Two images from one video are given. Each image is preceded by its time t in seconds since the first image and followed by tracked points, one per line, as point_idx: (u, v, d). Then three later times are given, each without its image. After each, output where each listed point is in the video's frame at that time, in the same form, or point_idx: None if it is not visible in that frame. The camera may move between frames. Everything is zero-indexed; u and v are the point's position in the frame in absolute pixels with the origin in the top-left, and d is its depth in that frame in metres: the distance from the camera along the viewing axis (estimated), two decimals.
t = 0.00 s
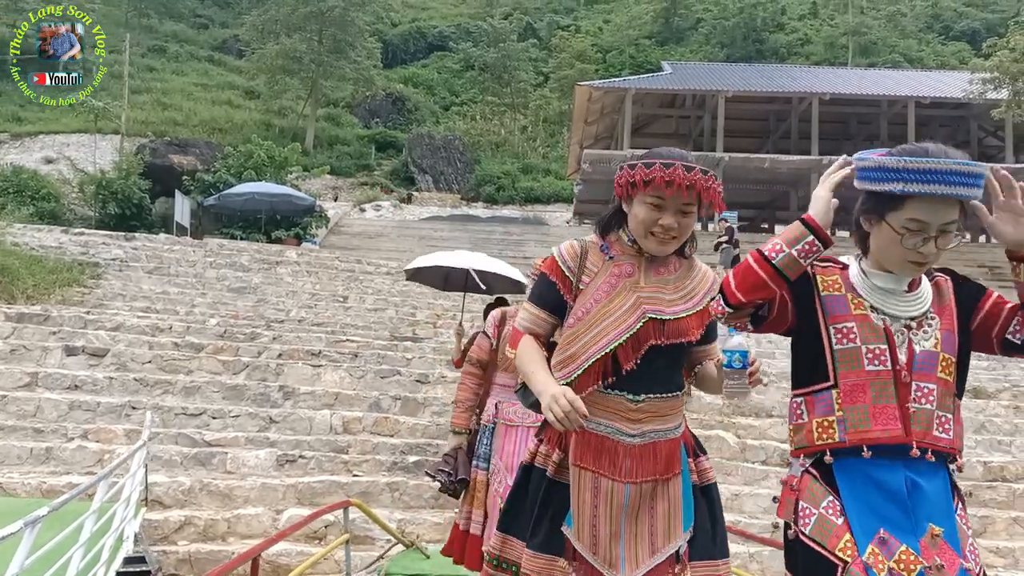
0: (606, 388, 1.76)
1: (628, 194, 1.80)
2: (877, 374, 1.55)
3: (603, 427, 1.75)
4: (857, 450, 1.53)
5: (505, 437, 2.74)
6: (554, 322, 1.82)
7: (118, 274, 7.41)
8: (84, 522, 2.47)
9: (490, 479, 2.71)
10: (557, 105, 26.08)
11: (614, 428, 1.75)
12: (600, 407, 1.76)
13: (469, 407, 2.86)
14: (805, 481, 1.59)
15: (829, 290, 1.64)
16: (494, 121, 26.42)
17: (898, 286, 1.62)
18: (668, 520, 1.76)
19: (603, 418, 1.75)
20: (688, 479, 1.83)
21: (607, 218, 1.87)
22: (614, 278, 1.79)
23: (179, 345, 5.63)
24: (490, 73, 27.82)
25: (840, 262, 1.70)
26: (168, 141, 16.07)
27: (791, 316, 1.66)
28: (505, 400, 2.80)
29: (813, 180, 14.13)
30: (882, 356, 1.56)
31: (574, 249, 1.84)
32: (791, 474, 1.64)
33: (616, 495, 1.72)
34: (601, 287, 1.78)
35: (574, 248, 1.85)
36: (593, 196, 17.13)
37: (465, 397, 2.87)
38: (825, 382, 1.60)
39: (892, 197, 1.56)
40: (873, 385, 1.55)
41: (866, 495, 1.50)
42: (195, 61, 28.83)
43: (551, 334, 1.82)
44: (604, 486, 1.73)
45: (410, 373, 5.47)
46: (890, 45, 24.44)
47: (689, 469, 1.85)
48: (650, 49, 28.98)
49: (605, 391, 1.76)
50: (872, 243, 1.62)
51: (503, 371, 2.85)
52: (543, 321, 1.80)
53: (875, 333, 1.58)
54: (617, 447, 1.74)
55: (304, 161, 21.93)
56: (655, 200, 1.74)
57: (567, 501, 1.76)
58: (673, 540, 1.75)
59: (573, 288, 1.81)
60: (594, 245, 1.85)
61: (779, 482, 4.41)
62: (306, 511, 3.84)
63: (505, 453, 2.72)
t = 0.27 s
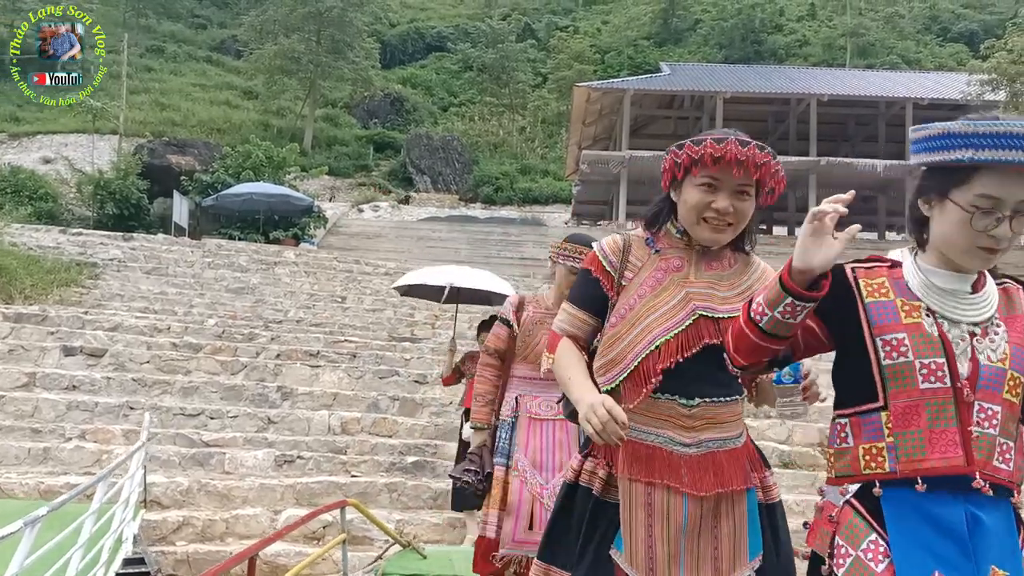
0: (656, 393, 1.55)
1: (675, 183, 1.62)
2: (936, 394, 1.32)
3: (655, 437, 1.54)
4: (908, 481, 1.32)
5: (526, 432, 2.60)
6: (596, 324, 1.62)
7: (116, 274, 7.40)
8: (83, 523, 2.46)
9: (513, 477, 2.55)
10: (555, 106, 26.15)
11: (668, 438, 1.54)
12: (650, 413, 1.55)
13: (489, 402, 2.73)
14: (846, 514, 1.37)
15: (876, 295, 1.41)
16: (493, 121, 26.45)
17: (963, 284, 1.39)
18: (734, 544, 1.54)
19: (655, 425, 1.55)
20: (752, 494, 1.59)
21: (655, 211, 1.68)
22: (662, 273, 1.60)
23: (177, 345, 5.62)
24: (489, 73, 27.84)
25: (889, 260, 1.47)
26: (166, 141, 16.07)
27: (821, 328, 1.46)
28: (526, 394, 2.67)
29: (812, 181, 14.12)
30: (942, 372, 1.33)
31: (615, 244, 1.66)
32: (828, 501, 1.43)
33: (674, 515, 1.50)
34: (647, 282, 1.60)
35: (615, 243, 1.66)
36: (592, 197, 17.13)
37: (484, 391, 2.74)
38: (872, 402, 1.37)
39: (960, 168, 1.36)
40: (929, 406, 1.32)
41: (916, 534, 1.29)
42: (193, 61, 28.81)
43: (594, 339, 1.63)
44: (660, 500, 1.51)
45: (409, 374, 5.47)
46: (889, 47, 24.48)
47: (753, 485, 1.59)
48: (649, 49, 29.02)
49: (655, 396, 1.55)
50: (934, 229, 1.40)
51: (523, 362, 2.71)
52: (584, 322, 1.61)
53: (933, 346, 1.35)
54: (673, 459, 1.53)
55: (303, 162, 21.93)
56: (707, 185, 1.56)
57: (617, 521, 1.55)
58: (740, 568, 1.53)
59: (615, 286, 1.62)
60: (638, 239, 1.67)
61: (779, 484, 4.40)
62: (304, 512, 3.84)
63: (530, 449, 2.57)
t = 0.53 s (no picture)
0: (681, 394, 1.45)
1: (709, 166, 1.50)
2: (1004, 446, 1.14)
3: (685, 444, 1.44)
4: (970, 544, 1.15)
5: (548, 441, 2.40)
6: (621, 318, 1.52)
7: (114, 274, 7.38)
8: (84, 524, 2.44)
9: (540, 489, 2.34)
10: (554, 106, 26.16)
11: (699, 445, 1.44)
12: (677, 417, 1.46)
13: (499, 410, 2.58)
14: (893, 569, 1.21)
15: (936, 325, 1.21)
16: (491, 121, 26.44)
17: None
18: (769, 560, 1.42)
19: (688, 432, 1.45)
20: (790, 510, 1.44)
21: (687, 190, 1.56)
22: (691, 264, 1.49)
23: (175, 345, 5.60)
24: (487, 73, 27.81)
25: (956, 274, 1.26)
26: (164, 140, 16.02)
27: (877, 384, 1.26)
28: (544, 400, 2.49)
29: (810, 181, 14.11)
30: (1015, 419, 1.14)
31: (643, 229, 1.54)
32: (877, 551, 1.25)
33: (706, 529, 1.41)
34: (674, 273, 1.48)
35: (643, 227, 1.55)
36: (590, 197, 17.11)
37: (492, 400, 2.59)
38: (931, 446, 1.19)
39: None
40: (996, 460, 1.14)
41: None
42: (191, 61, 28.76)
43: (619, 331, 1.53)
44: (688, 513, 1.42)
45: (407, 375, 5.47)
46: (887, 47, 24.51)
47: (795, 499, 1.45)
48: (647, 50, 29.02)
49: (682, 398, 1.45)
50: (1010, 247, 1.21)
51: (540, 365, 2.54)
52: (608, 318, 1.51)
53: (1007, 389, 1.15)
54: (703, 469, 1.43)
55: (300, 162, 21.90)
56: (741, 172, 1.43)
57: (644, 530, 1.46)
58: None
59: (640, 276, 1.51)
60: (668, 223, 1.56)
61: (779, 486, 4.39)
62: (303, 512, 3.83)
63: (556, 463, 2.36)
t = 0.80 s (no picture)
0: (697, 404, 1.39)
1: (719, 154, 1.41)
2: None
3: (703, 456, 1.39)
4: None
5: (562, 442, 2.31)
6: (629, 318, 1.47)
7: (112, 274, 7.37)
8: (87, 523, 2.45)
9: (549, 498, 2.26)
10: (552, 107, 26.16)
11: (722, 457, 1.38)
12: (691, 427, 1.41)
13: (510, 416, 2.43)
14: None
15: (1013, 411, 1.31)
16: (490, 122, 26.42)
17: None
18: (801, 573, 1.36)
19: (710, 443, 1.39)
20: (823, 521, 1.39)
21: (699, 179, 1.48)
22: (703, 261, 1.42)
23: (173, 345, 5.59)
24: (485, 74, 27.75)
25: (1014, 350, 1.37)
26: (162, 140, 16.00)
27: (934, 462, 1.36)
28: (561, 399, 2.39)
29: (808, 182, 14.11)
30: None
31: (649, 222, 1.47)
32: None
33: (733, 551, 1.35)
34: (685, 273, 1.42)
35: (649, 217, 1.49)
36: (588, 197, 17.11)
37: (504, 403, 2.45)
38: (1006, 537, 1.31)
39: None
40: None
41: None
42: (189, 61, 28.74)
43: (630, 328, 1.48)
44: (713, 534, 1.36)
45: (406, 375, 5.47)
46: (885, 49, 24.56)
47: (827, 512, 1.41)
48: (646, 51, 29.02)
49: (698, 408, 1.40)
50: None
51: (555, 361, 2.44)
52: (616, 319, 1.46)
53: None
54: (728, 483, 1.36)
55: (299, 162, 21.89)
56: (760, 169, 1.34)
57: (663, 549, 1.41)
58: None
59: (650, 276, 1.45)
60: (677, 212, 1.49)
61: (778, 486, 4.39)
62: (302, 513, 3.82)
63: (568, 463, 2.28)
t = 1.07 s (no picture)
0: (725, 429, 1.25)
1: (738, 149, 1.23)
2: None
3: (728, 479, 1.25)
4: None
5: (580, 454, 2.13)
6: (640, 334, 1.30)
7: (110, 275, 7.36)
8: (86, 525, 2.43)
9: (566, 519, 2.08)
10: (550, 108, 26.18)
11: (748, 480, 1.25)
12: (712, 451, 1.26)
13: (528, 422, 2.12)
14: None
15: None
16: (488, 122, 26.41)
17: None
18: None
19: (733, 467, 1.25)
20: (857, 534, 1.32)
21: (712, 173, 1.31)
22: (723, 271, 1.25)
23: (171, 346, 5.58)
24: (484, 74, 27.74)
25: None
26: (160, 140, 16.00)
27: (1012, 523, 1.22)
28: (579, 406, 2.20)
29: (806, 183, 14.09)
30: None
31: (658, 225, 1.29)
32: None
33: None
34: (704, 287, 1.25)
35: (655, 218, 1.30)
36: (586, 198, 17.10)
37: (522, 408, 2.13)
38: None
39: None
40: None
41: None
42: (187, 61, 28.72)
43: (639, 344, 1.31)
44: (740, 563, 1.24)
45: (405, 376, 5.46)
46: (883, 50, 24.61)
47: (862, 524, 1.33)
48: (644, 51, 29.04)
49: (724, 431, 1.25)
50: None
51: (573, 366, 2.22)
52: (624, 337, 1.29)
53: None
54: (755, 508, 1.24)
55: (297, 162, 21.90)
56: (790, 164, 1.17)
57: None
58: None
59: (662, 291, 1.27)
60: (687, 212, 1.31)
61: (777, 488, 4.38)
62: (300, 515, 3.81)
63: (586, 477, 2.10)
